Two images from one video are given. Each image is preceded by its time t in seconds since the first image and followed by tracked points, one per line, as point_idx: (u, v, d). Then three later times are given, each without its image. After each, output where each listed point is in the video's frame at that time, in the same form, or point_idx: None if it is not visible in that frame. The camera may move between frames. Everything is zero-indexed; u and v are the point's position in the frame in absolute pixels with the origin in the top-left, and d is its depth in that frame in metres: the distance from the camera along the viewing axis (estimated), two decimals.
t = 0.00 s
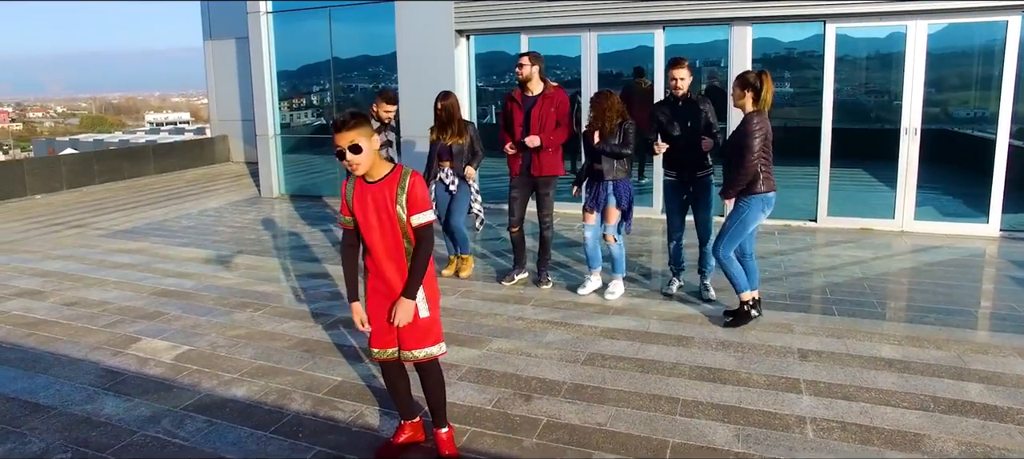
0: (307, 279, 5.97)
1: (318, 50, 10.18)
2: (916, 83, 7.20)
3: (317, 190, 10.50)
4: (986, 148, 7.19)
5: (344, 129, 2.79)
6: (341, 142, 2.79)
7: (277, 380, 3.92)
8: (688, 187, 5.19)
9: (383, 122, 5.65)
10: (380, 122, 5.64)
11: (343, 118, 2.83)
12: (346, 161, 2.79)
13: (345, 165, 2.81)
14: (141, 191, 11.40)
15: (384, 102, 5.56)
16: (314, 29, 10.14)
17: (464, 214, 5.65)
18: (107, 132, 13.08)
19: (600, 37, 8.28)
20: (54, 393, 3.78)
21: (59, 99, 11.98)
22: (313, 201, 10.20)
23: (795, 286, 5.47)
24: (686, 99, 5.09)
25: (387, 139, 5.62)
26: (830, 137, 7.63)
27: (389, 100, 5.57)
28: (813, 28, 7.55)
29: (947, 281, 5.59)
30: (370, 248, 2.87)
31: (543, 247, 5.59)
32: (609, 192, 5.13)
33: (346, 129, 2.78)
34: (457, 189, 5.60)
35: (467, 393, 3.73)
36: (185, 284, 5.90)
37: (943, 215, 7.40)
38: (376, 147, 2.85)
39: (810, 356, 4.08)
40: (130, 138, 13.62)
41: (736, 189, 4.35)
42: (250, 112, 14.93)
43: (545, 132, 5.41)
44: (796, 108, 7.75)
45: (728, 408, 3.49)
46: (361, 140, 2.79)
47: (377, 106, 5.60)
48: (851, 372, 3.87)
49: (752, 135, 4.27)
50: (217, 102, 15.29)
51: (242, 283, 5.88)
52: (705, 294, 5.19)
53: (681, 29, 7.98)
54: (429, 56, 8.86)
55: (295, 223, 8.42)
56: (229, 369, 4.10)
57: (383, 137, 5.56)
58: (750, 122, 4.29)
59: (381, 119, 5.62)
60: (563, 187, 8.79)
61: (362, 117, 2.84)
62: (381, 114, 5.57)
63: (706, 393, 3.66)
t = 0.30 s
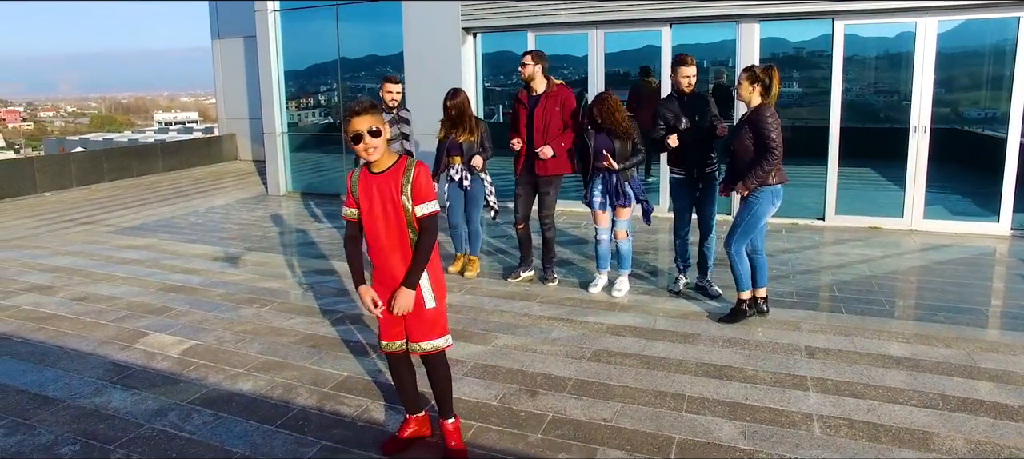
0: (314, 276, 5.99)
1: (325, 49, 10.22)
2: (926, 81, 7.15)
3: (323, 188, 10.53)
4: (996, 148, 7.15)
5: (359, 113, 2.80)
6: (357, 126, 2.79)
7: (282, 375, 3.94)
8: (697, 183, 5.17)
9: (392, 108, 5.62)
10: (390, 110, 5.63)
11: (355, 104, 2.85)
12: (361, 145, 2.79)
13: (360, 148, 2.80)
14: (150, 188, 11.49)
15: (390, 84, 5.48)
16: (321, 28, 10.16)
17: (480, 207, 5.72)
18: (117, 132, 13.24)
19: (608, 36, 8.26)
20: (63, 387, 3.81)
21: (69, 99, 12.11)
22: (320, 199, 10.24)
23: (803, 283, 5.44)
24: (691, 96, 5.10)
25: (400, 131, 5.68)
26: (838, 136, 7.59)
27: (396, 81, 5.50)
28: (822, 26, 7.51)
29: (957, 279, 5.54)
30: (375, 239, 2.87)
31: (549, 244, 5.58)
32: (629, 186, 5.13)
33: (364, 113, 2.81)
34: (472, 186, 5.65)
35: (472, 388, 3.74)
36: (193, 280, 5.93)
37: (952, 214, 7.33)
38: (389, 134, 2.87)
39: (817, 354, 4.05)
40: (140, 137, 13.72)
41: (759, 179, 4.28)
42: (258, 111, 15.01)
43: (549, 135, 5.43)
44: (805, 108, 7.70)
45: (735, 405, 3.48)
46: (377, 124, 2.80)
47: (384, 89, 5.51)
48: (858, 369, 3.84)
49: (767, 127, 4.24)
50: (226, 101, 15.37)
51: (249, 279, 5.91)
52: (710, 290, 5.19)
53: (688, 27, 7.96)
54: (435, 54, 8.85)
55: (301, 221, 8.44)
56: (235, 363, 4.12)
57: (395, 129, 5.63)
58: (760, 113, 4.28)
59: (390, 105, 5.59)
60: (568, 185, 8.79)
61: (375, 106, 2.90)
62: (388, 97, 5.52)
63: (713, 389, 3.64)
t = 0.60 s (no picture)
0: (323, 274, 6.06)
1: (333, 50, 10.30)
2: (933, 82, 7.15)
3: (331, 187, 10.62)
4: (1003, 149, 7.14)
5: (385, 120, 2.84)
6: (382, 134, 2.84)
7: (292, 372, 4.00)
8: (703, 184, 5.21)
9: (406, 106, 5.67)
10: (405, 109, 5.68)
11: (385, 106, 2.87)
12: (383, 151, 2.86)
13: (381, 155, 2.88)
14: (160, 187, 11.60)
15: (406, 82, 5.53)
16: (329, 28, 10.24)
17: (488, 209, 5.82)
18: (126, 131, 13.41)
19: (614, 36, 8.29)
20: (78, 382, 3.89)
21: (79, 97, 12.13)
22: (328, 198, 10.32)
23: (808, 284, 5.47)
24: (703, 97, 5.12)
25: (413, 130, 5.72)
26: (845, 137, 7.59)
27: (411, 80, 5.55)
28: (829, 27, 7.52)
29: (963, 281, 5.54)
30: (390, 238, 2.92)
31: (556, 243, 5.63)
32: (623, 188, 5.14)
33: (393, 122, 2.84)
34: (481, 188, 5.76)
35: (479, 386, 3.79)
36: (203, 278, 6.01)
37: (959, 215, 7.35)
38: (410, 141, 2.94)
39: (821, 354, 4.08)
40: (149, 136, 13.84)
41: (763, 180, 4.31)
42: (266, 110, 15.12)
43: (560, 133, 5.46)
44: (813, 109, 7.72)
45: (738, 404, 3.51)
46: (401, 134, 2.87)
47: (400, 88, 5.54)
48: (862, 370, 3.87)
49: (774, 128, 4.26)
50: (234, 101, 15.49)
51: (259, 277, 5.99)
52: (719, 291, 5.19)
53: (695, 28, 7.98)
54: (443, 55, 8.92)
55: (310, 220, 8.51)
56: (246, 360, 4.19)
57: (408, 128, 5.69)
58: (769, 114, 4.30)
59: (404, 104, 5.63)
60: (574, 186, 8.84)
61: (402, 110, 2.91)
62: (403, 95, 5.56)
63: (717, 389, 3.68)
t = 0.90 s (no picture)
0: (331, 271, 6.14)
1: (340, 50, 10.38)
2: (938, 81, 7.18)
3: (337, 186, 10.72)
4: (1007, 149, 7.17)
5: (427, 148, 2.86)
6: (421, 161, 2.88)
7: (303, 366, 4.07)
8: (709, 183, 5.24)
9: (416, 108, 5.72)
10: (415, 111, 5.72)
11: (425, 133, 2.85)
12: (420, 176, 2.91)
13: (416, 176, 2.91)
14: (169, 186, 11.72)
15: (418, 84, 5.57)
16: (336, 29, 10.33)
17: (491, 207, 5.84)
18: (131, 131, 13.53)
19: (620, 36, 8.35)
20: (94, 375, 3.98)
21: (86, 97, 12.29)
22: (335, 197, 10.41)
23: (812, 282, 5.52)
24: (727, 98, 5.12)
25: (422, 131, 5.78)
26: (849, 136, 7.63)
27: (423, 82, 5.60)
28: (833, 27, 7.56)
29: (965, 279, 5.59)
30: (409, 235, 2.99)
31: (563, 240, 5.68)
32: (631, 186, 5.27)
33: (433, 152, 2.88)
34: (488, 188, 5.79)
35: (487, 380, 3.86)
36: (213, 275, 6.10)
37: (964, 215, 7.36)
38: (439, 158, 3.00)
39: (824, 350, 4.13)
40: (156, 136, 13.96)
41: (757, 182, 4.40)
42: (273, 110, 15.23)
43: (569, 128, 5.52)
44: (819, 109, 7.75)
45: (741, 398, 3.57)
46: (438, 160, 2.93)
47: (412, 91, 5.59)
48: (864, 365, 3.92)
49: (775, 131, 4.31)
50: (242, 101, 15.59)
51: (268, 274, 6.07)
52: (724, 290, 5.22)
53: (700, 28, 8.03)
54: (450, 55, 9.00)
55: (317, 218, 8.60)
56: (258, 354, 4.27)
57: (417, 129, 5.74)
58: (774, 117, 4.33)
59: (415, 105, 5.67)
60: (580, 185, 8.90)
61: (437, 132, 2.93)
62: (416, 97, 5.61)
63: (721, 383, 3.73)
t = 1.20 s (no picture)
0: (328, 268, 6.19)
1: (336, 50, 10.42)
2: (927, 80, 7.29)
3: (333, 185, 10.76)
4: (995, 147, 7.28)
5: (451, 159, 2.91)
6: (444, 171, 2.94)
7: (302, 360, 4.13)
8: (704, 179, 5.34)
9: (406, 104, 5.82)
10: (405, 107, 5.82)
11: (448, 146, 2.89)
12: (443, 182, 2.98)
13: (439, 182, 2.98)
14: (163, 185, 11.73)
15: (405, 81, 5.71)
16: (332, 29, 10.37)
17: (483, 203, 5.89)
18: (123, 131, 13.50)
19: (614, 36, 8.43)
20: (94, 369, 4.02)
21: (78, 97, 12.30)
22: (330, 195, 10.45)
23: (803, 277, 5.61)
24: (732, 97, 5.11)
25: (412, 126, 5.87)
26: (840, 135, 7.76)
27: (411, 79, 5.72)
28: (824, 27, 7.68)
29: (953, 273, 5.69)
30: (428, 227, 3.05)
31: (558, 237, 5.76)
32: (630, 182, 5.31)
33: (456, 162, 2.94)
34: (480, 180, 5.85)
35: (484, 372, 3.92)
36: (211, 272, 6.14)
37: (953, 212, 7.47)
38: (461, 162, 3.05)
39: (814, 342, 4.22)
40: (149, 135, 13.96)
41: (747, 176, 4.47)
42: (268, 110, 15.26)
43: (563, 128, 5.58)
44: (811, 108, 7.86)
45: (732, 387, 3.65)
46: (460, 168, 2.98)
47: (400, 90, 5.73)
48: (853, 356, 4.01)
49: (763, 126, 4.38)
50: (236, 101, 15.60)
51: (265, 271, 6.12)
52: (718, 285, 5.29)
53: (693, 28, 8.12)
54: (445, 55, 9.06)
55: (313, 216, 8.64)
56: (258, 349, 4.32)
57: (407, 125, 5.83)
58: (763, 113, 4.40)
59: (404, 102, 5.78)
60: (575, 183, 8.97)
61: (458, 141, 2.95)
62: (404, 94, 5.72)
63: (712, 373, 3.82)
